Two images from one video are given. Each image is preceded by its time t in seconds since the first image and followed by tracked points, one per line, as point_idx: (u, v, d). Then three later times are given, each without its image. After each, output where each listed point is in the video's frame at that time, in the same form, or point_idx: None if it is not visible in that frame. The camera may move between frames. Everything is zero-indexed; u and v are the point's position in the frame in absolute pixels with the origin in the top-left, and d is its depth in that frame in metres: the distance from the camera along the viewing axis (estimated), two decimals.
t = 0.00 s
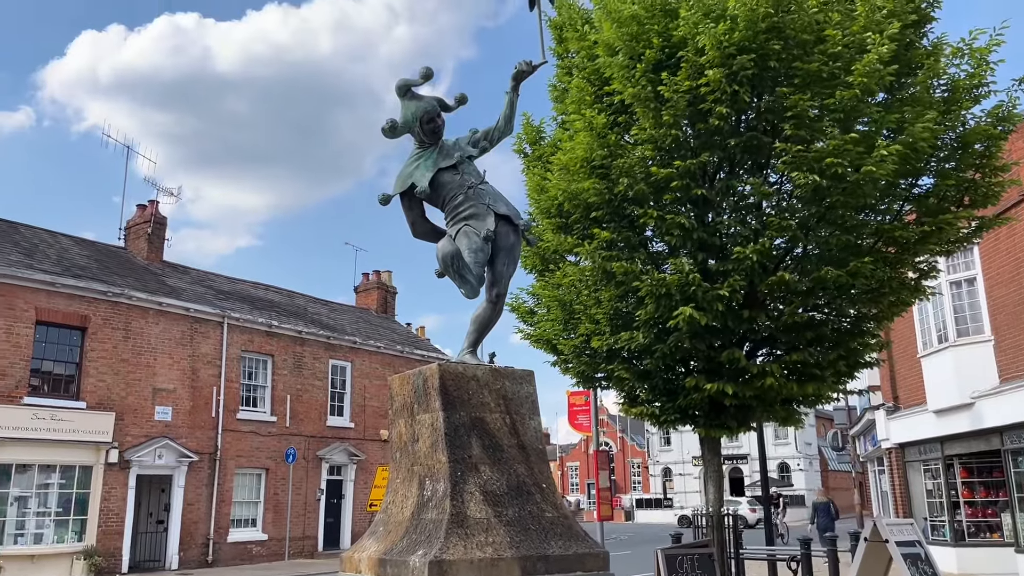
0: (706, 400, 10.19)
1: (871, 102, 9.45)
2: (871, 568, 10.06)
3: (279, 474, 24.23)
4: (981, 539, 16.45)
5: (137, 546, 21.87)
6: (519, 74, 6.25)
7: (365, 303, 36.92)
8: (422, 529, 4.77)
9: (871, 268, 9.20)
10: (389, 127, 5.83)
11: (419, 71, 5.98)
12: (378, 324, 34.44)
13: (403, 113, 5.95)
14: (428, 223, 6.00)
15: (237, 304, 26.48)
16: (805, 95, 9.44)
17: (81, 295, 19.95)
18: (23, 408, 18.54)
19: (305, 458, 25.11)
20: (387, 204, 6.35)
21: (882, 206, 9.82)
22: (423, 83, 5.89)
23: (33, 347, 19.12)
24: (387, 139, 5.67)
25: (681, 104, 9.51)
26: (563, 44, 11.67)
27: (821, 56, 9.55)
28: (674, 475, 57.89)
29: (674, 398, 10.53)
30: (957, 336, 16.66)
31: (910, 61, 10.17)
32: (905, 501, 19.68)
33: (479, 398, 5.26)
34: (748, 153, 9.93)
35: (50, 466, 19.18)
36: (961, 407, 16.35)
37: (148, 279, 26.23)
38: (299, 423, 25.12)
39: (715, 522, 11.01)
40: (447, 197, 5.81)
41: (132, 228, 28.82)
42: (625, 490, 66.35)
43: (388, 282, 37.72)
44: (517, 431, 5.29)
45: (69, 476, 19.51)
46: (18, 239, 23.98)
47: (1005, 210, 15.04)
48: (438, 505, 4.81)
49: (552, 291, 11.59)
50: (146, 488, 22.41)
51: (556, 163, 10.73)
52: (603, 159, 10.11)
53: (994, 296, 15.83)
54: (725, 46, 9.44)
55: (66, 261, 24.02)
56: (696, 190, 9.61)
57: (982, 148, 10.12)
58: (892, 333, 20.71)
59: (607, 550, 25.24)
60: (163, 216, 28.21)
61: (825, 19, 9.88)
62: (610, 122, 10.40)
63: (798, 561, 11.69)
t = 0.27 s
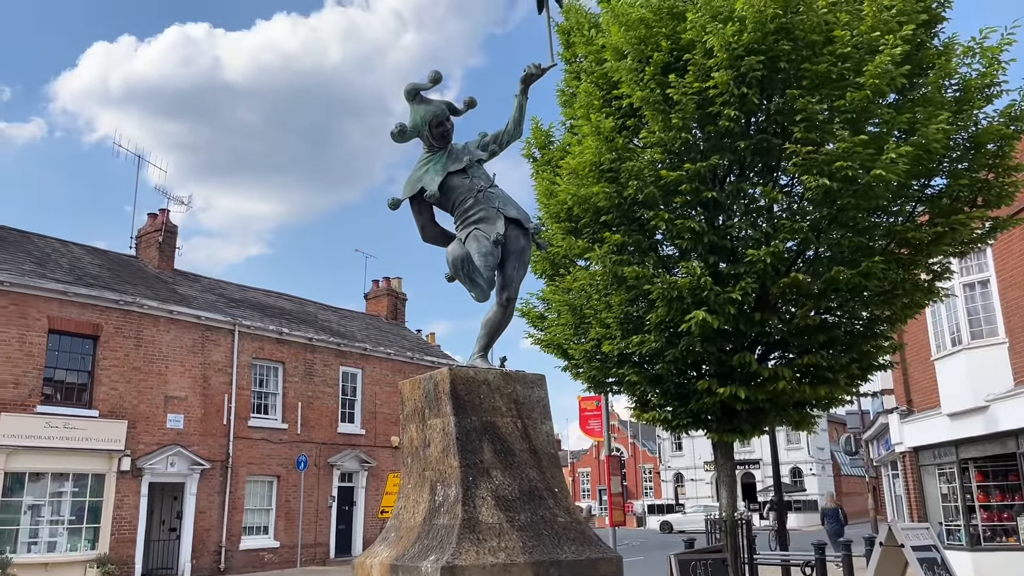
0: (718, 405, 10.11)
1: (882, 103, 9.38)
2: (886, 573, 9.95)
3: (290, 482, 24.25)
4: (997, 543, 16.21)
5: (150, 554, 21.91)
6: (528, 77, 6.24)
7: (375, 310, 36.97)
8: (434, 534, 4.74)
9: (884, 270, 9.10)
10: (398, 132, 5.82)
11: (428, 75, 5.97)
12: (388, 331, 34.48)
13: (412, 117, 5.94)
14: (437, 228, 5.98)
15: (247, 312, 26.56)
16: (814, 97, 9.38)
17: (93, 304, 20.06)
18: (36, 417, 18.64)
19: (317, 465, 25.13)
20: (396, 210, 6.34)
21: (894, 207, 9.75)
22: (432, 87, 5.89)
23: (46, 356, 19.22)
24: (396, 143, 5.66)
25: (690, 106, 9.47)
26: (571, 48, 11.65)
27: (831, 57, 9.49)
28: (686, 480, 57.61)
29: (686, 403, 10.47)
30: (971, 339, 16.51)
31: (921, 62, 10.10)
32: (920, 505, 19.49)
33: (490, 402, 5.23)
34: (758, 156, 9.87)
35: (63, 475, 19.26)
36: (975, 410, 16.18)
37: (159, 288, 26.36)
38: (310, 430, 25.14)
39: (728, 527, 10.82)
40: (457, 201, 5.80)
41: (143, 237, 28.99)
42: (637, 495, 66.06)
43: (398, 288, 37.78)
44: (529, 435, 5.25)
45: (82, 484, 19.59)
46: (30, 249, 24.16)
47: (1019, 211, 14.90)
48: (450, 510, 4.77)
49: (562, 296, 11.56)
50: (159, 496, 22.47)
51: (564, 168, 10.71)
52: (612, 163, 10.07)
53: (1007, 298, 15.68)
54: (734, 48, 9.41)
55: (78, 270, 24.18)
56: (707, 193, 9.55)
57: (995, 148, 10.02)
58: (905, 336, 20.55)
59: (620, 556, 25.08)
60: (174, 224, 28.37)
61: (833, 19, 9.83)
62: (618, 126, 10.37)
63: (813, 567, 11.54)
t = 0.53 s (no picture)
0: (728, 406, 9.98)
1: (892, 99, 9.26)
2: None
3: (302, 487, 24.25)
4: (1015, 546, 16.00)
5: (163, 559, 21.96)
6: (531, 74, 6.18)
7: (386, 315, 37.00)
8: (438, 536, 4.68)
9: (895, 268, 8.96)
10: (400, 130, 5.78)
11: (429, 73, 5.93)
12: (399, 336, 34.49)
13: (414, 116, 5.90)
14: (441, 227, 5.94)
15: (258, 317, 26.62)
16: (822, 94, 9.28)
17: (106, 311, 20.15)
18: (49, 423, 18.72)
19: (329, 470, 25.12)
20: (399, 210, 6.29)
21: (906, 204, 9.65)
22: (434, 85, 5.84)
23: (59, 363, 19.31)
24: (398, 142, 5.62)
25: (697, 104, 9.38)
26: (577, 48, 11.60)
27: (838, 52, 9.39)
28: (699, 484, 57.25)
29: (696, 404, 10.36)
30: (986, 339, 16.31)
31: (931, 57, 9.97)
32: (936, 507, 19.25)
33: (494, 402, 5.16)
34: (767, 154, 9.76)
35: (76, 481, 19.33)
36: (991, 411, 15.97)
37: (170, 294, 26.48)
38: (322, 435, 25.14)
39: (740, 530, 10.64)
40: (460, 199, 5.74)
41: (155, 244, 29.14)
42: (650, 500, 65.73)
43: (409, 293, 37.80)
44: (534, 435, 5.18)
45: (95, 491, 19.65)
46: (43, 256, 24.32)
47: None
48: (453, 511, 4.71)
49: (570, 297, 11.48)
50: (171, 501, 22.51)
51: (570, 168, 10.65)
52: (619, 162, 10.00)
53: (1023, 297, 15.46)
54: (739, 44, 9.32)
55: (90, 277, 24.31)
56: (715, 192, 9.46)
57: (1008, 143, 9.87)
58: (919, 336, 20.32)
59: (633, 561, 24.90)
60: (186, 231, 28.50)
61: (841, 15, 9.72)
62: (624, 126, 10.30)
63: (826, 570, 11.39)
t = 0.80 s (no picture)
0: (737, 408, 9.77)
1: (901, 93, 9.08)
2: None
3: (316, 492, 24.24)
4: None
5: (178, 564, 22.00)
6: (528, 70, 6.09)
7: (400, 319, 37.00)
8: (430, 541, 4.58)
9: (907, 267, 8.76)
10: (394, 128, 5.70)
11: (424, 70, 5.85)
12: (412, 340, 34.47)
13: (408, 114, 5.83)
14: (436, 226, 5.85)
15: (271, 322, 26.66)
16: (829, 89, 9.12)
17: (120, 317, 20.24)
18: (64, 429, 18.80)
19: (342, 475, 25.10)
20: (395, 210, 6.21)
21: (918, 202, 9.45)
22: (428, 83, 5.77)
23: (74, 369, 19.40)
24: (391, 140, 5.55)
25: (701, 101, 9.27)
26: (582, 47, 11.50)
27: (845, 48, 9.24)
28: (717, 488, 56.78)
29: (705, 406, 10.18)
30: (1005, 339, 16.00)
31: (941, 51, 9.78)
32: (955, 511, 18.91)
33: (489, 404, 5.06)
34: (773, 152, 9.62)
35: (91, 486, 19.40)
36: (1011, 413, 15.66)
37: (184, 300, 26.59)
38: (335, 440, 25.13)
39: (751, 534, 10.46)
40: (455, 198, 5.65)
41: (169, 250, 29.31)
42: (668, 504, 65.29)
43: (422, 298, 37.80)
44: (530, 438, 5.07)
45: (110, 496, 19.71)
46: (59, 263, 24.51)
47: None
48: (446, 515, 4.60)
49: (577, 299, 11.35)
50: (186, 506, 22.55)
51: (575, 168, 10.54)
52: (623, 161, 9.89)
53: None
54: (744, 40, 9.20)
55: (105, 283, 24.46)
56: (720, 190, 9.33)
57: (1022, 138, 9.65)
58: (936, 336, 20.01)
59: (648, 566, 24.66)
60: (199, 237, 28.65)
61: (848, 10, 9.57)
62: (628, 124, 10.18)
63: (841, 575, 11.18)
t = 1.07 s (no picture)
0: (751, 412, 9.48)
1: (915, 90, 8.87)
2: None
3: (332, 498, 24.20)
4: None
5: (194, 570, 22.05)
6: (527, 68, 5.97)
7: (415, 324, 36.96)
8: (425, 550, 4.46)
9: (922, 266, 8.53)
10: (390, 128, 5.59)
11: (420, 69, 5.75)
12: (428, 344, 34.42)
13: (405, 114, 5.72)
14: (434, 228, 5.74)
15: (286, 328, 26.70)
16: (842, 85, 8.91)
17: (136, 323, 20.31)
18: (81, 436, 18.88)
19: (358, 481, 25.05)
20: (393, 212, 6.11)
21: (934, 200, 9.22)
22: (425, 82, 5.66)
23: (91, 375, 19.47)
24: (387, 140, 5.45)
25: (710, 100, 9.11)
26: (590, 47, 11.35)
27: (857, 43, 9.02)
28: (737, 492, 56.24)
29: (717, 410, 9.91)
30: None
31: (957, 45, 9.55)
32: (979, 516, 18.51)
33: (487, 410, 4.93)
34: (785, 150, 9.41)
35: (108, 492, 19.46)
36: None
37: (200, 306, 26.71)
38: (351, 445, 25.08)
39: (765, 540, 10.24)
40: (453, 199, 5.53)
41: (185, 256, 29.48)
42: (688, 508, 64.74)
43: (437, 302, 37.78)
44: (529, 444, 4.93)
45: (126, 502, 19.77)
46: (76, 270, 24.69)
47: None
48: (441, 524, 4.49)
49: (586, 301, 11.18)
50: (202, 512, 22.59)
51: (583, 168, 10.39)
52: (631, 160, 9.73)
53: None
54: (754, 37, 9.04)
55: (121, 289, 24.60)
56: (730, 189, 9.14)
57: None
58: (957, 337, 19.63)
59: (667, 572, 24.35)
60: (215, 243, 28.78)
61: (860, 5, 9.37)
62: (636, 124, 10.03)
63: None
